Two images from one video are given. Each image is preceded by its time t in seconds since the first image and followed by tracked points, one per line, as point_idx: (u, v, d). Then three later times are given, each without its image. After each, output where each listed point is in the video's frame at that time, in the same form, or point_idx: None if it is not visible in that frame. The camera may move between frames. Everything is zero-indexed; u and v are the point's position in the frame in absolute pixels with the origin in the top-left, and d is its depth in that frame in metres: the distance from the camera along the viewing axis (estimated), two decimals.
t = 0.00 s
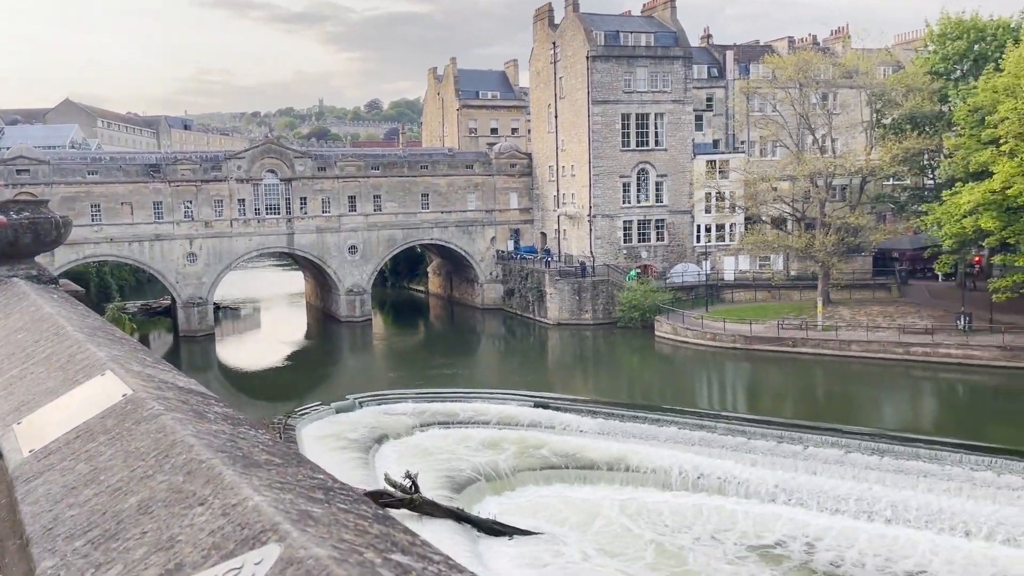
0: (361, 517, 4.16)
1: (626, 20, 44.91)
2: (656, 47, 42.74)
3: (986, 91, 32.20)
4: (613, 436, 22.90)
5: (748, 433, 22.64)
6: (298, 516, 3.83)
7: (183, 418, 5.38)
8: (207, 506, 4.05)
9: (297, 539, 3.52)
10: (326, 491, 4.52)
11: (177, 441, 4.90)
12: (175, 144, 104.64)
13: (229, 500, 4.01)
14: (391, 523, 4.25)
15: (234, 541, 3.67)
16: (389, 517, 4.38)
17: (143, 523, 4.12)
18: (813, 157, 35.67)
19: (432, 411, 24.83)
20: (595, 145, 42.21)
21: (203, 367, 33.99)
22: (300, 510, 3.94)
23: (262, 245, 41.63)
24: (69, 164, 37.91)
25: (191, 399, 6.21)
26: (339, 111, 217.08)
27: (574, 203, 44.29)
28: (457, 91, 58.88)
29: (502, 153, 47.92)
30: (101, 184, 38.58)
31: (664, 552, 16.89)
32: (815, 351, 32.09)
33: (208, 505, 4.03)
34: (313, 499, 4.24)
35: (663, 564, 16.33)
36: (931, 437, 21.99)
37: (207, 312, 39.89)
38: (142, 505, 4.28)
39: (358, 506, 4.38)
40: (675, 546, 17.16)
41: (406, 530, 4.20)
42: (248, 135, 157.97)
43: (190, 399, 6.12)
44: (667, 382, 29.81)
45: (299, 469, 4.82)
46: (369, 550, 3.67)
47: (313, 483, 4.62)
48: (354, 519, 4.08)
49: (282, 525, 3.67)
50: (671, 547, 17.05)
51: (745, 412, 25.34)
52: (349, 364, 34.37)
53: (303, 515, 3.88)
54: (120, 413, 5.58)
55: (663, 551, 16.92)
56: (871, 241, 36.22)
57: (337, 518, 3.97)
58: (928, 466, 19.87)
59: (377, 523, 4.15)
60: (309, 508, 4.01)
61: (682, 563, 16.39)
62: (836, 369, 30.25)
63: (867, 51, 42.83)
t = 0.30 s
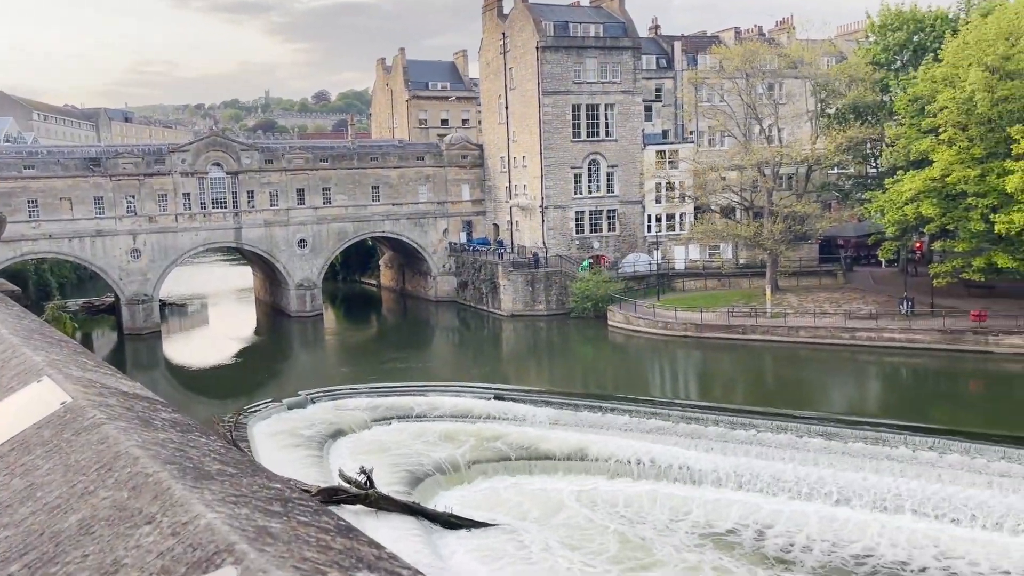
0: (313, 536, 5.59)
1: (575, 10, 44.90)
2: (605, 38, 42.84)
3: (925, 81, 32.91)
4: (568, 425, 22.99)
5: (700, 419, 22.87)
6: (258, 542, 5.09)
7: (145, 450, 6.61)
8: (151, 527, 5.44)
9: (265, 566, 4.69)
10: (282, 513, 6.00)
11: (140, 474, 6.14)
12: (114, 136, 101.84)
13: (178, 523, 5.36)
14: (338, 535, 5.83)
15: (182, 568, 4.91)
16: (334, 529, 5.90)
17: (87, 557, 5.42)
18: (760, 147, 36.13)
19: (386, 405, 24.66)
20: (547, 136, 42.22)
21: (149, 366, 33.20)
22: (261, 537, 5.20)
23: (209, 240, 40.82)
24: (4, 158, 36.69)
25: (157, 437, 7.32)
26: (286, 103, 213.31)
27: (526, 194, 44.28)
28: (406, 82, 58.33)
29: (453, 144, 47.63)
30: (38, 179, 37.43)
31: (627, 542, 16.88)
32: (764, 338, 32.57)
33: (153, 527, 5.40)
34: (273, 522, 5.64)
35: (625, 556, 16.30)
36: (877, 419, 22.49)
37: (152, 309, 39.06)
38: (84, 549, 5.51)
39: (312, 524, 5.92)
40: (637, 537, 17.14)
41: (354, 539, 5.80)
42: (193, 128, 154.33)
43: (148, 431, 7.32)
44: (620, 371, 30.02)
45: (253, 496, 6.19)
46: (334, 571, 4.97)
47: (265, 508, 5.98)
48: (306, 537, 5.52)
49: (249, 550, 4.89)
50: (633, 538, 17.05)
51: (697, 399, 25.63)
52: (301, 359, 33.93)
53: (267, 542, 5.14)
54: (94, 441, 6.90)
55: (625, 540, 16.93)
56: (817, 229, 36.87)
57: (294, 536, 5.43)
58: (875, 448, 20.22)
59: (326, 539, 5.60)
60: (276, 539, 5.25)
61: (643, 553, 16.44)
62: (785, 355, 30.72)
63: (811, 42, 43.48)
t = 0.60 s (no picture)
0: (262, 544, 6.56)
1: None
2: (555, 25, 42.81)
3: (869, 69, 33.52)
4: (524, 413, 23.01)
5: (654, 404, 23.06)
6: (205, 554, 6.01)
7: (85, 465, 7.85)
8: (87, 540, 6.53)
9: None
10: (234, 519, 7.08)
11: (72, 484, 7.47)
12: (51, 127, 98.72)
13: (115, 536, 6.41)
14: (290, 539, 6.87)
15: None
16: (284, 536, 6.90)
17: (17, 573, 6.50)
18: (710, 134, 36.43)
19: (341, 397, 24.42)
20: (499, 124, 42.13)
21: (94, 361, 32.45)
22: (207, 549, 6.14)
23: (155, 232, 39.90)
24: None
25: (110, 463, 8.12)
26: (232, 92, 208.89)
27: (479, 182, 44.12)
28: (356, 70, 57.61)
29: (404, 132, 47.24)
30: None
31: (592, 531, 16.86)
32: (716, 323, 32.95)
33: (89, 540, 6.48)
34: (222, 531, 6.65)
35: (591, 545, 16.23)
36: (826, 401, 22.91)
37: (96, 303, 38.10)
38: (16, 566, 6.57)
39: (264, 529, 6.97)
40: (601, 526, 17.11)
41: (301, 542, 6.83)
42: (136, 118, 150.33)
43: (83, 436, 8.93)
44: (574, 358, 30.18)
45: (200, 503, 7.35)
46: None
47: (214, 520, 6.93)
48: (257, 544, 6.51)
49: (195, 563, 5.75)
50: (598, 526, 17.05)
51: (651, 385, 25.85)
52: (252, 352, 33.41)
53: (213, 553, 6.05)
54: (24, 452, 8.34)
55: (590, 529, 16.91)
56: (766, 215, 37.37)
57: (244, 544, 6.43)
58: (823, 428, 20.57)
59: (275, 546, 6.57)
60: (221, 551, 6.17)
61: (607, 540, 16.43)
62: (735, 339, 31.17)
63: (759, 30, 43.96)
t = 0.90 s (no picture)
0: (214, 542, 6.45)
1: None
2: (511, 10, 42.61)
3: (821, 55, 33.95)
4: (484, 399, 22.98)
5: (614, 388, 23.20)
6: (152, 556, 5.87)
7: (25, 465, 7.68)
8: (26, 542, 6.38)
9: None
10: (184, 517, 6.96)
11: (11, 484, 7.34)
12: None
13: (54, 539, 6.25)
14: (245, 536, 6.74)
15: None
16: (238, 532, 6.79)
17: None
18: (666, 120, 36.61)
19: (299, 387, 24.17)
20: (456, 110, 41.87)
21: (42, 354, 31.68)
22: (154, 550, 6.01)
23: (104, 221, 38.96)
24: None
25: (55, 461, 7.92)
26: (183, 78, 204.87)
27: (437, 169, 43.84)
28: (310, 55, 56.81)
29: (360, 119, 46.75)
30: None
31: (561, 518, 16.75)
32: (674, 307, 33.26)
33: (29, 543, 6.32)
34: (171, 530, 6.53)
35: (567, 532, 16.15)
36: (782, 382, 23.27)
37: (44, 295, 37.15)
38: None
39: (217, 526, 6.86)
40: (571, 513, 17.03)
41: (256, 539, 6.69)
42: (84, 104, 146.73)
43: (22, 432, 8.78)
44: (533, 343, 30.26)
45: (149, 501, 7.24)
46: None
47: (163, 519, 6.80)
48: (209, 543, 6.39)
49: (140, 567, 5.61)
50: (567, 514, 16.95)
51: (610, 369, 26.01)
52: (207, 342, 32.91)
53: (161, 555, 5.93)
54: None
55: (559, 517, 16.82)
56: (722, 200, 37.74)
57: (195, 543, 6.32)
58: (778, 409, 20.84)
59: (229, 545, 6.45)
60: (170, 552, 6.03)
61: (581, 528, 16.36)
62: (692, 323, 31.50)
63: (714, 16, 44.22)
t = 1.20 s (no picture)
0: (173, 533, 6.37)
1: None
2: None
3: (783, 41, 34.22)
4: (452, 386, 22.96)
5: (581, 373, 23.29)
6: (106, 547, 5.76)
7: None
8: None
9: None
10: (142, 507, 6.90)
11: None
12: None
13: (3, 531, 6.12)
14: (205, 526, 6.69)
15: None
16: (199, 522, 6.74)
17: None
18: (632, 105, 36.70)
19: (264, 376, 23.96)
20: (421, 95, 41.58)
21: None
22: (109, 541, 5.91)
23: (61, 209, 37.96)
24: None
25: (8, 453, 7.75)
26: (141, 63, 200.97)
27: (402, 155, 43.53)
28: (272, 40, 56.03)
29: (324, 104, 46.24)
30: None
31: (537, 507, 16.68)
32: (640, 292, 33.47)
33: None
34: (127, 521, 6.45)
35: (546, 520, 16.13)
36: (747, 366, 23.54)
37: None
38: None
39: (177, 516, 6.79)
40: (546, 500, 16.99)
41: (218, 529, 6.62)
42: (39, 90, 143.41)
43: None
44: (501, 329, 30.28)
45: (105, 490, 7.16)
46: (195, 571, 5.62)
47: (120, 510, 6.71)
48: (167, 533, 6.32)
49: (92, 558, 5.50)
50: (544, 502, 16.85)
51: (577, 354, 26.11)
52: (170, 332, 32.47)
53: (116, 546, 5.83)
54: None
55: (535, 505, 16.73)
56: (687, 186, 37.96)
57: (152, 533, 6.24)
58: (742, 392, 21.08)
59: (189, 535, 6.39)
60: (125, 542, 5.95)
61: (560, 516, 16.34)
62: (658, 308, 31.73)
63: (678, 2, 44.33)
